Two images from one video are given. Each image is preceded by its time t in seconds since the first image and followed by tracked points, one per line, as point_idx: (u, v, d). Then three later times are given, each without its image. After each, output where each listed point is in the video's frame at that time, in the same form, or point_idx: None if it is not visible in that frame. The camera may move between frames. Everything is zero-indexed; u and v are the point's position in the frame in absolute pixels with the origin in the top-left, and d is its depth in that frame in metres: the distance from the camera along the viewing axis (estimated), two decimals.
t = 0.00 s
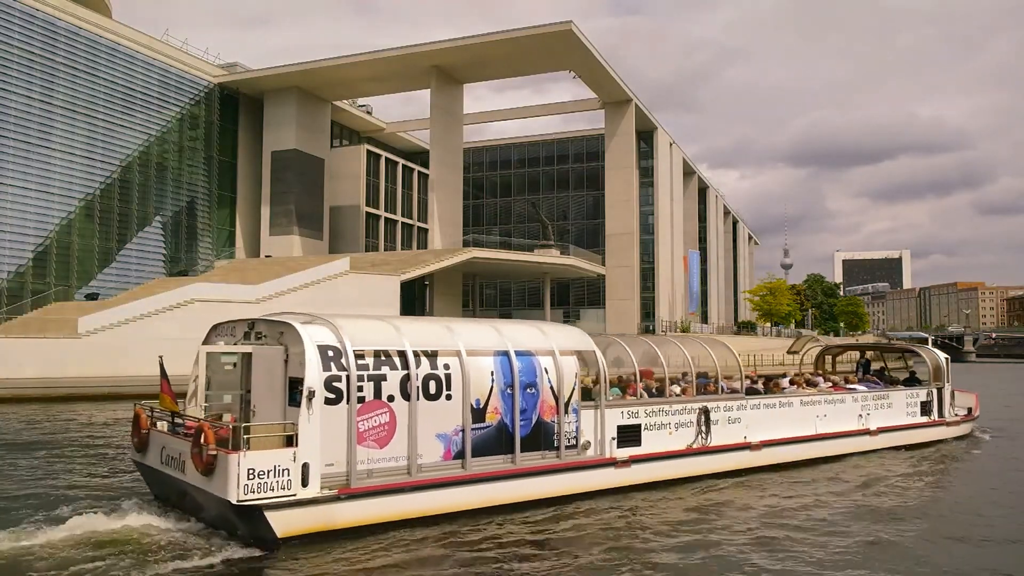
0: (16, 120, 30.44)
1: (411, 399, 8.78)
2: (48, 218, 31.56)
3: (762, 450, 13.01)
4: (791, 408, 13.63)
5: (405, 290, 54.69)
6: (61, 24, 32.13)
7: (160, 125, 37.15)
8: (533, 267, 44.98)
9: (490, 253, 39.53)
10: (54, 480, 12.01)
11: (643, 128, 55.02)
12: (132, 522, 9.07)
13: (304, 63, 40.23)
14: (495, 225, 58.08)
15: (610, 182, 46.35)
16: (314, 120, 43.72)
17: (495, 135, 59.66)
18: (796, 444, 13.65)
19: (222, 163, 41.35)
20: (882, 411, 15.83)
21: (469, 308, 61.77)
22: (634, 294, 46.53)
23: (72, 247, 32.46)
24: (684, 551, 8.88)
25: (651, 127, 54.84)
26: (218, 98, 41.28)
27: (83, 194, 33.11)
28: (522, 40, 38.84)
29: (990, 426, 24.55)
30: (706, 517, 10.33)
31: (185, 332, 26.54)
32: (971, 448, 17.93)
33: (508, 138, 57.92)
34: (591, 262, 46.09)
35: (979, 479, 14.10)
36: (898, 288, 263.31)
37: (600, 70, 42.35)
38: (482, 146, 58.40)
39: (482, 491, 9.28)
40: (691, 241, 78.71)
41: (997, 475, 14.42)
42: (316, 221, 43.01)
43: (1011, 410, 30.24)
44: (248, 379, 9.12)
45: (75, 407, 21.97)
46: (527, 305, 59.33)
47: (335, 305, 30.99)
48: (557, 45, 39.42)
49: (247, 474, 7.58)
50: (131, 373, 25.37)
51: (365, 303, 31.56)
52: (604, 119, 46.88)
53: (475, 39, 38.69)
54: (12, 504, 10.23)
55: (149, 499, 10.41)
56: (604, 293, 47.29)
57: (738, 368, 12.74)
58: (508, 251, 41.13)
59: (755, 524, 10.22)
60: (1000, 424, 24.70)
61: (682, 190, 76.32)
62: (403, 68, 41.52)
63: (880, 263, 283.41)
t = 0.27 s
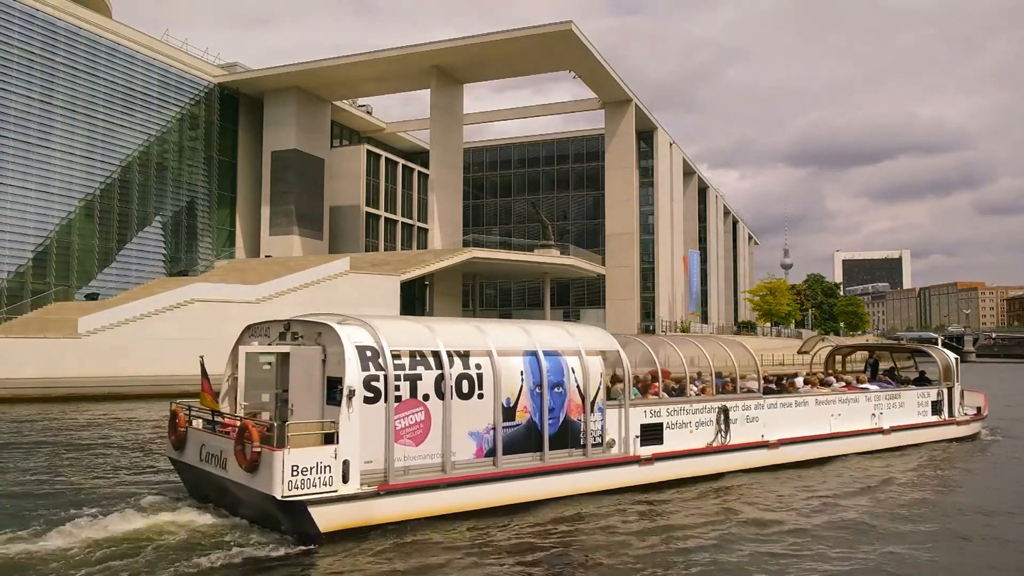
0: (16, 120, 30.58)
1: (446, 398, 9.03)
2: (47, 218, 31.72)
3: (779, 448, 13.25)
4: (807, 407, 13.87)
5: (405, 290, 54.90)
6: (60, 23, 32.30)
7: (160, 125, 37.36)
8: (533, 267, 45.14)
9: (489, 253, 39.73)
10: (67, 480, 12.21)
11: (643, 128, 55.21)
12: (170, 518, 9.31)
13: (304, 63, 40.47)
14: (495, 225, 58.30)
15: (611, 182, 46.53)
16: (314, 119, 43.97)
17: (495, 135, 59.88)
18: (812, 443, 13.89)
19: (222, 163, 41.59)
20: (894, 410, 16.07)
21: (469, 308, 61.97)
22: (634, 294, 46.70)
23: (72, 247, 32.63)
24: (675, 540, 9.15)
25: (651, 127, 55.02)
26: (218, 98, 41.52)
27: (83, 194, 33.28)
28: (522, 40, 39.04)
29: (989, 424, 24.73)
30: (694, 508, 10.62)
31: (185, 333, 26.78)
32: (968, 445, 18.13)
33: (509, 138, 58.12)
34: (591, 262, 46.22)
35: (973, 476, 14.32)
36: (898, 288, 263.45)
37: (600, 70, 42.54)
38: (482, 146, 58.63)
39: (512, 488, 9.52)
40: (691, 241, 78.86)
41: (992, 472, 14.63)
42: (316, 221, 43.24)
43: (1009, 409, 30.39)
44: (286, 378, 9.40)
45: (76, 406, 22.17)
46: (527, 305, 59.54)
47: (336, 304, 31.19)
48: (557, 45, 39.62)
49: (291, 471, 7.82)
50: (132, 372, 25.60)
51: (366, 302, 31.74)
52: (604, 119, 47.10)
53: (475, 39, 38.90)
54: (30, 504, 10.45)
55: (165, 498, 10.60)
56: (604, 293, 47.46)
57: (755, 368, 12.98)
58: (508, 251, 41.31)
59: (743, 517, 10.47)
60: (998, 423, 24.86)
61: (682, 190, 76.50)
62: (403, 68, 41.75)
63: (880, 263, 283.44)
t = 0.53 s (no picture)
0: (16, 120, 30.75)
1: (478, 397, 9.28)
2: (47, 218, 31.88)
3: (796, 447, 13.50)
4: (822, 406, 14.12)
5: (405, 290, 55.11)
6: (60, 24, 32.50)
7: (160, 125, 37.59)
8: (533, 267, 45.32)
9: (489, 253, 39.93)
10: (80, 480, 12.39)
11: (643, 128, 55.43)
12: (204, 514, 9.52)
13: (305, 63, 40.70)
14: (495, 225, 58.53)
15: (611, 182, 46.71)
16: (314, 119, 44.22)
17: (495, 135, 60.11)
18: (827, 441, 14.15)
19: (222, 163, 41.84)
20: (905, 409, 16.32)
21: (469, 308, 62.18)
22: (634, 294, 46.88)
23: (72, 247, 32.81)
24: (673, 534, 9.39)
25: (651, 127, 55.23)
26: (218, 98, 41.77)
27: (83, 194, 33.47)
28: (522, 40, 39.25)
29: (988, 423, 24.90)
30: (687, 502, 10.86)
31: (184, 332, 27.03)
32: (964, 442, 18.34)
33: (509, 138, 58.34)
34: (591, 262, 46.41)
35: (967, 472, 14.54)
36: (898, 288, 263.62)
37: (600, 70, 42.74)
38: (482, 146, 58.87)
39: (541, 484, 9.76)
40: (691, 241, 79.06)
41: (986, 469, 14.86)
42: (316, 221, 43.46)
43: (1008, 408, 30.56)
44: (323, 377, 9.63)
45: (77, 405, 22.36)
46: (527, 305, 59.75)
47: (337, 304, 31.40)
48: (557, 45, 39.83)
49: (333, 468, 8.04)
50: (132, 371, 25.80)
51: (367, 302, 31.94)
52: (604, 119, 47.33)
53: (475, 39, 39.11)
54: (45, 503, 10.61)
55: (180, 499, 10.76)
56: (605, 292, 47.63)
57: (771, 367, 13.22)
58: (508, 251, 41.49)
59: (733, 511, 10.70)
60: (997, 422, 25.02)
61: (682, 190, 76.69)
62: (404, 68, 41.97)
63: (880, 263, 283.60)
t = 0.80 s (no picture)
0: (17, 120, 30.91)
1: (509, 396, 9.52)
2: (48, 217, 32.06)
3: (811, 445, 13.74)
4: (837, 405, 14.37)
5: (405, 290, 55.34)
6: (61, 24, 32.70)
7: (160, 125, 37.82)
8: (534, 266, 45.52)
9: (488, 253, 40.15)
10: (88, 480, 12.58)
11: (643, 128, 55.64)
12: (239, 511, 9.76)
13: (305, 64, 40.93)
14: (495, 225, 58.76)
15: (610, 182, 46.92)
16: (314, 119, 44.46)
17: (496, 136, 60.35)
18: (841, 439, 14.39)
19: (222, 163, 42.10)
20: (917, 408, 16.57)
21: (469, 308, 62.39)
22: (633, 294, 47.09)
23: (72, 247, 33.00)
24: (681, 531, 9.59)
25: (651, 127, 55.44)
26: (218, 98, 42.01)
27: (83, 194, 33.67)
28: (522, 40, 39.47)
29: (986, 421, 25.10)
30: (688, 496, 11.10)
31: (184, 331, 27.25)
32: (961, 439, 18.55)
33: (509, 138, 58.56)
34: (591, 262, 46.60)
35: (960, 469, 14.77)
36: (898, 288, 263.74)
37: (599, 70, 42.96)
38: (482, 146, 59.11)
39: (569, 481, 9.99)
40: (691, 241, 79.26)
41: (979, 466, 15.08)
42: (316, 222, 43.70)
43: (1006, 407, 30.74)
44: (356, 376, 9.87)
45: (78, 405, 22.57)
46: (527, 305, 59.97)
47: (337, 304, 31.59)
48: (557, 45, 40.04)
49: (372, 464, 8.27)
50: (132, 370, 26.03)
51: (368, 301, 32.15)
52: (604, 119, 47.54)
53: (474, 39, 39.33)
54: (55, 503, 10.79)
55: (191, 499, 10.95)
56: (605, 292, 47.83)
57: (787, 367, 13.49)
58: (508, 251, 41.70)
59: (723, 505, 10.95)
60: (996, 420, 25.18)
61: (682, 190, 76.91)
62: (404, 68, 42.18)
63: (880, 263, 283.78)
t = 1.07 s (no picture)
0: (17, 120, 31.11)
1: (538, 395, 9.76)
2: (47, 217, 32.27)
3: (827, 443, 13.97)
4: (851, 404, 14.61)
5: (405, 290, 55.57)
6: (61, 24, 32.92)
7: (160, 125, 38.04)
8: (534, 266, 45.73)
9: (488, 253, 40.37)
10: (93, 480, 12.80)
11: (643, 128, 55.85)
12: (273, 508, 10.00)
13: (305, 64, 41.16)
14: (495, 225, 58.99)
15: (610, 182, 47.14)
16: (314, 119, 44.70)
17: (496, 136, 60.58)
18: (856, 438, 14.63)
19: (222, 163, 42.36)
20: (929, 407, 16.84)
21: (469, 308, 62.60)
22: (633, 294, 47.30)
23: (72, 247, 33.22)
24: (691, 525, 9.84)
25: (651, 127, 55.66)
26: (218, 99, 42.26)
27: (83, 194, 33.88)
28: (522, 40, 39.69)
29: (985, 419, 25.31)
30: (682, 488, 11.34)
31: (184, 331, 27.47)
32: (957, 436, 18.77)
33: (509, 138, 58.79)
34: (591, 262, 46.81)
35: (954, 465, 14.99)
36: (898, 288, 263.94)
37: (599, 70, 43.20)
38: (482, 146, 59.34)
39: (596, 478, 10.22)
40: (691, 241, 79.47)
41: (973, 463, 15.30)
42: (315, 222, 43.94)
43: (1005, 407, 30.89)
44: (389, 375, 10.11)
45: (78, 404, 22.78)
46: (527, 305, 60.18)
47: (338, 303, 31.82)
48: (557, 45, 40.27)
49: (409, 462, 8.51)
50: (132, 369, 26.25)
51: (369, 301, 32.37)
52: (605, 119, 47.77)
53: (474, 40, 39.56)
54: (64, 503, 10.98)
55: (200, 499, 11.12)
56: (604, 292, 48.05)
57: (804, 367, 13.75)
58: (508, 251, 41.91)
59: (713, 497, 11.20)
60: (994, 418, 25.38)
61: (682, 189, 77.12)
62: (405, 68, 42.41)
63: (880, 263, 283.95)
